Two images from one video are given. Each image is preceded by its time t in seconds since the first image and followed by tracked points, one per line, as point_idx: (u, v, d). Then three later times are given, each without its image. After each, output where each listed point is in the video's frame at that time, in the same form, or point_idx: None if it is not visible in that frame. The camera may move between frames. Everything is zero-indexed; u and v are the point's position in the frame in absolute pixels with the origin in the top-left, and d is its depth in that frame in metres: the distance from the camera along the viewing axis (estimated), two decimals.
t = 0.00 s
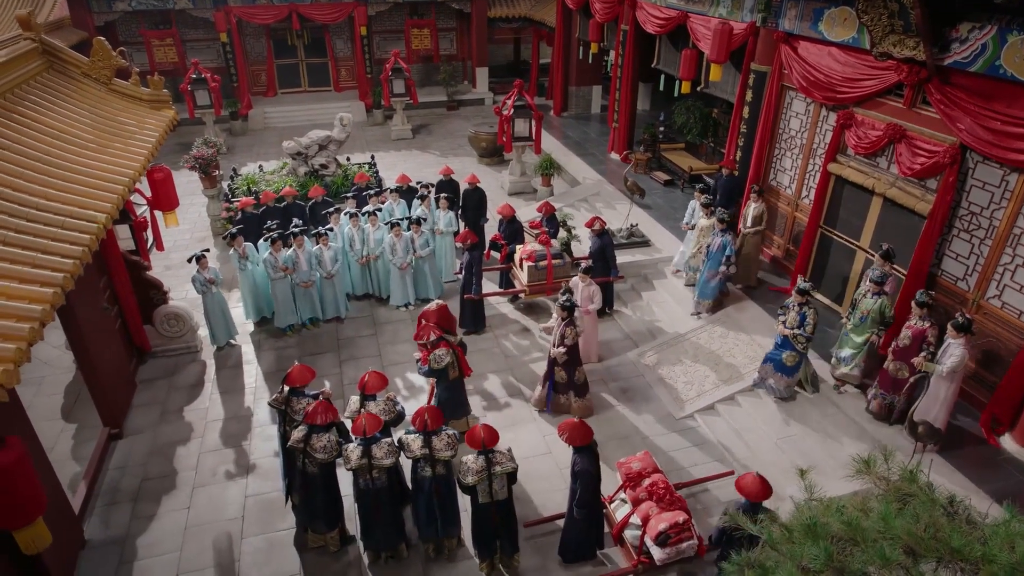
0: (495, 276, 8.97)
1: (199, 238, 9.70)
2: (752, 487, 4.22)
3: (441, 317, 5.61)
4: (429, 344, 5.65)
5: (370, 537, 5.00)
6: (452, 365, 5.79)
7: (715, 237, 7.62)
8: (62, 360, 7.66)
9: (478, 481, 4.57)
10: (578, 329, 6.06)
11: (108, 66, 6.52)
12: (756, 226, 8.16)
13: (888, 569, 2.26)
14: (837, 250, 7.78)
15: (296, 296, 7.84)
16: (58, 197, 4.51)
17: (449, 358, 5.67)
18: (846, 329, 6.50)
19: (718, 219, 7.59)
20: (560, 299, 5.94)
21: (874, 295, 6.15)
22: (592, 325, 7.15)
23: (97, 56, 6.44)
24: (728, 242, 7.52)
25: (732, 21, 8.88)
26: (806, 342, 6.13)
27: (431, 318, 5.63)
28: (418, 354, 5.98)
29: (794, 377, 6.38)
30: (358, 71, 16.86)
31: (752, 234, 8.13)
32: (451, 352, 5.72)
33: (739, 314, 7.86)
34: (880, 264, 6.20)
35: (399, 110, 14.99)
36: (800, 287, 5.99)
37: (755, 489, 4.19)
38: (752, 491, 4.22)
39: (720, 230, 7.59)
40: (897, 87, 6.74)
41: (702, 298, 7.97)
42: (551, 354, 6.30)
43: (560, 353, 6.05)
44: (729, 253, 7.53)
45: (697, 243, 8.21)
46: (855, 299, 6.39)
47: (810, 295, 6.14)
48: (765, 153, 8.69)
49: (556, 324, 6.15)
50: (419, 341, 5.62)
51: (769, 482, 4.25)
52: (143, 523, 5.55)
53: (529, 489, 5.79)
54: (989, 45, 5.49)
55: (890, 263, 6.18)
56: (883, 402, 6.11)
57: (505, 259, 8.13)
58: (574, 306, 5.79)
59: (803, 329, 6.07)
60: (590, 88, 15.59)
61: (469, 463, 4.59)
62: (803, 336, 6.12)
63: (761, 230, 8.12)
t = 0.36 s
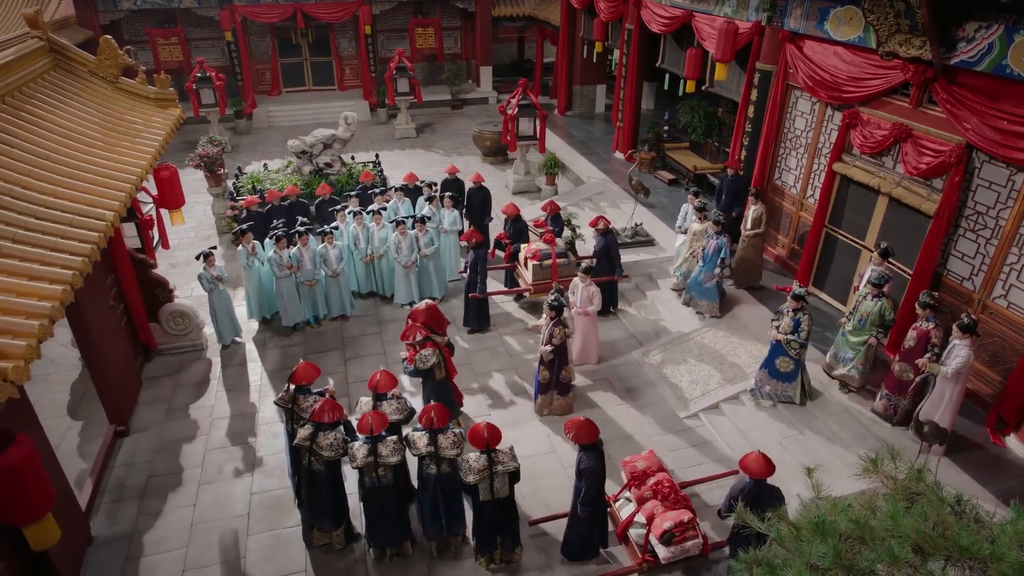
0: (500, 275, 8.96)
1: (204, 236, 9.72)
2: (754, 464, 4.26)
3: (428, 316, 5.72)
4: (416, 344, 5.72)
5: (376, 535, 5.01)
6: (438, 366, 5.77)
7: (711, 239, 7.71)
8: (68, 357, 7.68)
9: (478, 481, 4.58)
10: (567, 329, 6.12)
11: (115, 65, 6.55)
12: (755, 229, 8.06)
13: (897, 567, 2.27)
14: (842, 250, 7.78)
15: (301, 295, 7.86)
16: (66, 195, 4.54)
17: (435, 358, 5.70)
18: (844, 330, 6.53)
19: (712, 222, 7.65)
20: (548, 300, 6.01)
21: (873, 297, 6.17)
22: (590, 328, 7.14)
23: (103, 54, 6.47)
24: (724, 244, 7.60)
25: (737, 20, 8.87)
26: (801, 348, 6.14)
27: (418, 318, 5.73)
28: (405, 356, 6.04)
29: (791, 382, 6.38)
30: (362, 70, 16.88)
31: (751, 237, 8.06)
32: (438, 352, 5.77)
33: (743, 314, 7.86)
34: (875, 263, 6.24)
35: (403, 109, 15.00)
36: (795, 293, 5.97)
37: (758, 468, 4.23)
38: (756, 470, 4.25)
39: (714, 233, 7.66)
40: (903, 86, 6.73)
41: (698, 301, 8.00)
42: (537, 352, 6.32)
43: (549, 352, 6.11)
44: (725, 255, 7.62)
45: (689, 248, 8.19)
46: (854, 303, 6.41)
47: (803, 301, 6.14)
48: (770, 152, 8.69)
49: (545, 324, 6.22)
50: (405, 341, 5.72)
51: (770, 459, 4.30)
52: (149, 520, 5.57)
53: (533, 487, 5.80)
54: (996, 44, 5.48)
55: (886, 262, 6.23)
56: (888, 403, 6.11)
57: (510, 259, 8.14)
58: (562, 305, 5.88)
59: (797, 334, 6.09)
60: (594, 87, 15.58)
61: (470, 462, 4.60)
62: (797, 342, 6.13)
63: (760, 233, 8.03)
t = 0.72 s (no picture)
0: (504, 272, 8.97)
1: (209, 233, 9.74)
2: (763, 451, 4.29)
3: (416, 316, 5.72)
4: (404, 344, 5.72)
5: (381, 531, 5.03)
6: (427, 365, 5.78)
7: (704, 245, 7.47)
8: (74, 354, 7.72)
9: (481, 479, 4.59)
10: (555, 329, 6.08)
11: (122, 62, 6.56)
12: (748, 230, 8.05)
13: (905, 565, 2.27)
14: (846, 248, 7.78)
15: (306, 292, 7.87)
16: (75, 192, 4.56)
17: (424, 357, 5.70)
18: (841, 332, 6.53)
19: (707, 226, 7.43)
20: (537, 299, 5.98)
21: (871, 300, 6.18)
22: (583, 328, 7.02)
23: (110, 52, 6.49)
24: (718, 250, 7.36)
25: (743, 17, 8.86)
26: (792, 350, 6.05)
27: (406, 319, 5.75)
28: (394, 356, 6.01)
29: (778, 386, 6.28)
30: (367, 68, 16.88)
31: (744, 237, 8.06)
32: (426, 352, 5.77)
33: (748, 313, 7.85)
34: (875, 264, 6.16)
35: (407, 106, 15.01)
36: (787, 295, 5.90)
37: (766, 452, 4.27)
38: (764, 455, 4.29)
39: (707, 238, 7.44)
40: (909, 85, 6.72)
41: (690, 305, 7.89)
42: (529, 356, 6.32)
43: (538, 354, 6.13)
44: (720, 261, 7.41)
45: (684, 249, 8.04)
46: (852, 307, 6.43)
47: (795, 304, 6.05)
48: (775, 150, 8.69)
49: (535, 323, 6.20)
50: (394, 341, 5.71)
51: (778, 444, 4.32)
52: (155, 516, 5.60)
53: (538, 484, 5.81)
54: (1003, 42, 5.46)
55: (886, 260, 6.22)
56: (893, 402, 6.11)
57: (514, 256, 8.15)
58: (550, 304, 5.84)
59: (789, 337, 6.02)
60: (598, 85, 15.56)
61: (474, 460, 4.60)
62: (788, 343, 6.05)
63: (753, 234, 8.02)
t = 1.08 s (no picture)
0: (509, 270, 8.98)
1: (214, 231, 9.77)
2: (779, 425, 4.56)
3: (405, 314, 5.70)
4: (391, 341, 5.67)
5: (387, 528, 5.04)
6: (414, 363, 5.75)
7: (697, 248, 7.45)
8: (80, 350, 7.74)
9: (488, 477, 4.59)
10: (541, 327, 6.05)
11: (127, 59, 6.58)
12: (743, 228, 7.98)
13: (913, 562, 2.28)
14: (851, 247, 7.77)
15: (311, 289, 7.89)
16: (83, 189, 4.58)
17: (411, 355, 5.62)
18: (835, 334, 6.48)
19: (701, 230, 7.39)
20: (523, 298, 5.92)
21: (864, 303, 6.10)
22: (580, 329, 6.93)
23: (116, 49, 6.50)
24: (711, 252, 7.36)
25: (748, 16, 8.84)
26: (781, 360, 5.99)
27: (395, 316, 5.71)
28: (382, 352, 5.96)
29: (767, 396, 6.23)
30: (370, 66, 16.89)
31: (740, 236, 7.99)
32: (412, 349, 5.71)
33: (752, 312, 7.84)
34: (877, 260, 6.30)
35: (411, 104, 15.01)
36: (780, 303, 5.81)
37: (783, 426, 4.54)
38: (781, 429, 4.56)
39: (700, 239, 7.41)
40: (915, 83, 6.71)
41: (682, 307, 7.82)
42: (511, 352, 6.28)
43: (522, 352, 6.06)
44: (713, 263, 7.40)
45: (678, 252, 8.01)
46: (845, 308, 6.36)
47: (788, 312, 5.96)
48: (779, 148, 8.69)
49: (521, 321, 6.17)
50: (381, 338, 5.67)
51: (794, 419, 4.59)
52: (161, 512, 5.62)
53: (542, 482, 5.82)
54: (1010, 40, 5.44)
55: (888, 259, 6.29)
56: (899, 402, 6.12)
57: (519, 255, 8.15)
58: (536, 304, 5.77)
59: (778, 346, 5.96)
60: (602, 84, 15.55)
61: (480, 458, 4.60)
62: (778, 353, 5.99)
63: (748, 232, 7.94)
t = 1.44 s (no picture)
0: (512, 266, 8.98)
1: (218, 226, 9.78)
2: (779, 411, 4.67)
3: (396, 311, 5.73)
4: (381, 337, 5.69)
5: (392, 523, 5.06)
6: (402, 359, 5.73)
7: (692, 248, 7.44)
8: (85, 344, 7.77)
9: (498, 471, 4.61)
10: (529, 325, 6.03)
11: (133, 54, 6.59)
12: (740, 231, 7.94)
13: (920, 556, 2.29)
14: (855, 243, 7.76)
15: (315, 284, 7.91)
16: (90, 184, 4.59)
17: (400, 351, 5.61)
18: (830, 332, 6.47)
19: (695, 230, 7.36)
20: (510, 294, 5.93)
21: (859, 299, 6.15)
22: (573, 328, 6.93)
23: (121, 44, 6.51)
24: (705, 253, 7.37)
25: (753, 11, 8.81)
26: (772, 359, 6.02)
27: (386, 313, 5.74)
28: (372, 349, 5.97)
29: (760, 394, 6.26)
30: (374, 61, 16.86)
31: (736, 239, 7.93)
32: (402, 345, 5.70)
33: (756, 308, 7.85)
34: (875, 256, 6.33)
35: (414, 100, 15.00)
36: (773, 302, 5.82)
37: (784, 411, 4.64)
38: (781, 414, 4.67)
39: (694, 242, 7.44)
40: (921, 79, 6.69)
41: (677, 309, 7.78)
42: (501, 349, 6.26)
43: (510, 348, 6.03)
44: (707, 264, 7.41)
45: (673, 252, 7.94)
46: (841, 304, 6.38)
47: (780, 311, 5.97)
48: (784, 144, 8.67)
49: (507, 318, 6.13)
50: (371, 334, 5.69)
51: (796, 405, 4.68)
52: (167, 506, 5.64)
53: (546, 477, 5.84)
54: (1017, 36, 5.42)
55: (887, 254, 6.34)
56: (898, 398, 6.12)
57: (523, 250, 8.16)
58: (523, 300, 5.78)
59: (769, 345, 5.99)
60: (606, 79, 15.51)
61: (490, 452, 4.62)
62: (769, 352, 6.01)
63: (745, 235, 7.90)
